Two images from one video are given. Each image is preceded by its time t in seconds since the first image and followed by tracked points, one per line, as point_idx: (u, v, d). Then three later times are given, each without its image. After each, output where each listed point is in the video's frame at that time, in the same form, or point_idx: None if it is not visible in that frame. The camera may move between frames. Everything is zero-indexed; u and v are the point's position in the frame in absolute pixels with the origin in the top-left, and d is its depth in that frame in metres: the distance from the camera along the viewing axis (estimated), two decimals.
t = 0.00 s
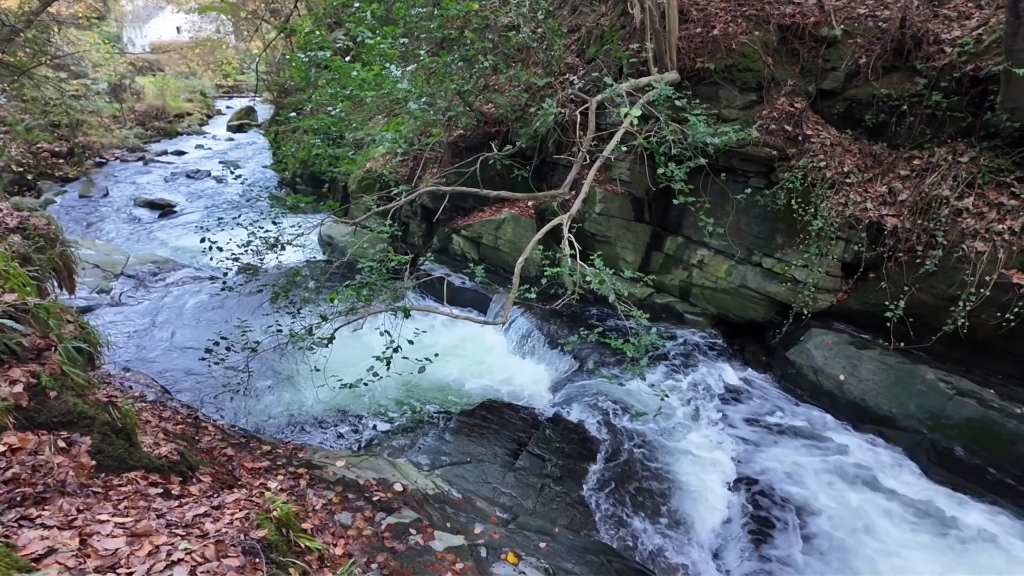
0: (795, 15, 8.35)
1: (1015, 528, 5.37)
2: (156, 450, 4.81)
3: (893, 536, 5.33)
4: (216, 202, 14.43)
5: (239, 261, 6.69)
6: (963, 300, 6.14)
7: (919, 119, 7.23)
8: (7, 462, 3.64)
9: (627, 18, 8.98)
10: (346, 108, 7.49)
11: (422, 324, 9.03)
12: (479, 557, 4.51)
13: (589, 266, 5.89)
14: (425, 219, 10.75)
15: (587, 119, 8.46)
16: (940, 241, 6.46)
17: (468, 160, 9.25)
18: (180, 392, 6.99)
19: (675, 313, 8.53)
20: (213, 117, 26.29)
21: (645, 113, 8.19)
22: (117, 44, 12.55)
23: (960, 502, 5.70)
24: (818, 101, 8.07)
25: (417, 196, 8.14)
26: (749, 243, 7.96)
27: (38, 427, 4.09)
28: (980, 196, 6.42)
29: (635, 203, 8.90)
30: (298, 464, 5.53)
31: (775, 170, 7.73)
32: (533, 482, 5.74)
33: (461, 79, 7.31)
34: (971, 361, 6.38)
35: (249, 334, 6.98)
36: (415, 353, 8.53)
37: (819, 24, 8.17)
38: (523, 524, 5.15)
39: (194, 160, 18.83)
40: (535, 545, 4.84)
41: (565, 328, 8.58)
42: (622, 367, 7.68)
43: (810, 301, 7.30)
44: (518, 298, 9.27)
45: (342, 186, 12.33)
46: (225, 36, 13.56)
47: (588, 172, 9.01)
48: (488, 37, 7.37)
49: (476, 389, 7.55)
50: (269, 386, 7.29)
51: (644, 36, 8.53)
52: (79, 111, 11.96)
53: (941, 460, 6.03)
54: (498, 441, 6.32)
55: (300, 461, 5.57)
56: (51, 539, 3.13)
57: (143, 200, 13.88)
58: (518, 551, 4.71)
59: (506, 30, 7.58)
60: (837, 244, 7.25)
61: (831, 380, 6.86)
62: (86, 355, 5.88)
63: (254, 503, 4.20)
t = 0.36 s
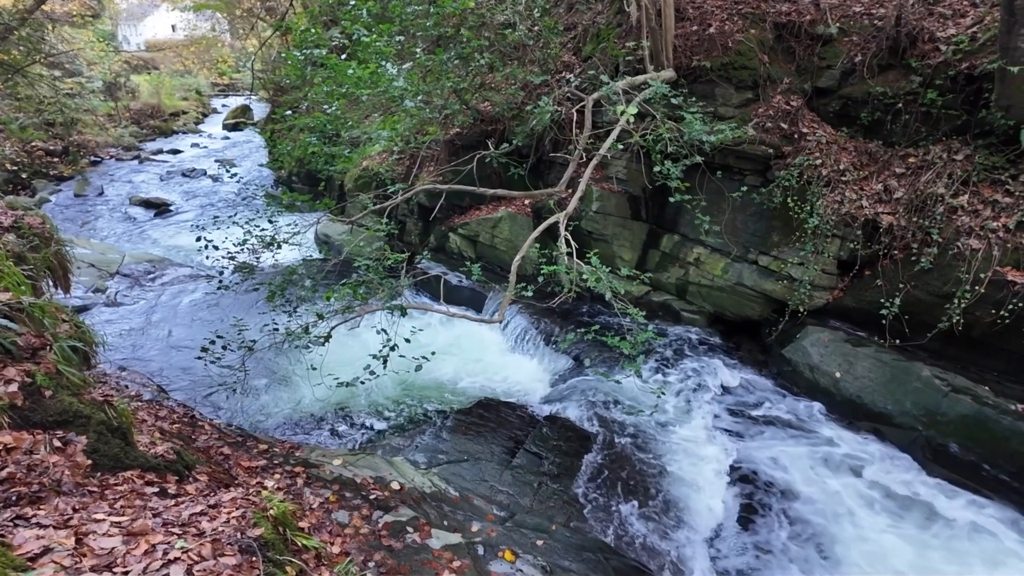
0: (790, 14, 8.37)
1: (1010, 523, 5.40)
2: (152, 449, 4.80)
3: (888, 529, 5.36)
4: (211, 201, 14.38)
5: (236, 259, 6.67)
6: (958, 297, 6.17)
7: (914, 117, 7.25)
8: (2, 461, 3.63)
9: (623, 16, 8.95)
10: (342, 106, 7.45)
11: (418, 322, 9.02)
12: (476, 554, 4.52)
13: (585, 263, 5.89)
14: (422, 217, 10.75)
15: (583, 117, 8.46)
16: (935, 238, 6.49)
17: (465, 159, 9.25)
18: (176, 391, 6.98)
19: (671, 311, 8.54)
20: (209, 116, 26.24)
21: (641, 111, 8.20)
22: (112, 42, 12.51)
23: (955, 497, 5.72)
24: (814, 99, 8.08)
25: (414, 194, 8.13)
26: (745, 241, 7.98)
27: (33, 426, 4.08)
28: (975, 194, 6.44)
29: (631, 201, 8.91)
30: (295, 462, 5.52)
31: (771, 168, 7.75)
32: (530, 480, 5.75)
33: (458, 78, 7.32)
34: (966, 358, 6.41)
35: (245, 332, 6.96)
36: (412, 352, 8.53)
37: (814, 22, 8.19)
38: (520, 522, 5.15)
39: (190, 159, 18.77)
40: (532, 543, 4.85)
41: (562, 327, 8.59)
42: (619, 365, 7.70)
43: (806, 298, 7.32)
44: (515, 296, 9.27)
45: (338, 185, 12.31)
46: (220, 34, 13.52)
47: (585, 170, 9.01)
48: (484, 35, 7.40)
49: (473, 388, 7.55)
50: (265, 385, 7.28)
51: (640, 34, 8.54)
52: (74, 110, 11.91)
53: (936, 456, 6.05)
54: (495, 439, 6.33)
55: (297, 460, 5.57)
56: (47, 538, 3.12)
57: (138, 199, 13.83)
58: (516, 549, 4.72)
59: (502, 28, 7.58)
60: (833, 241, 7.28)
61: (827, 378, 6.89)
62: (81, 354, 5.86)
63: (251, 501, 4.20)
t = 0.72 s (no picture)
0: (786, 12, 8.39)
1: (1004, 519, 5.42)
2: (148, 449, 4.78)
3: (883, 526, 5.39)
4: (207, 200, 14.34)
5: (231, 258, 6.65)
6: (953, 294, 6.20)
7: (909, 114, 7.26)
8: None
9: (619, 14, 9.00)
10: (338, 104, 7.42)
11: (415, 321, 9.00)
12: (474, 553, 4.52)
13: (582, 262, 5.89)
14: (419, 216, 10.75)
15: (580, 115, 8.46)
16: (929, 236, 6.51)
17: (461, 157, 9.24)
18: (172, 390, 6.96)
19: (667, 309, 8.54)
20: (205, 114, 26.19)
21: (638, 109, 8.21)
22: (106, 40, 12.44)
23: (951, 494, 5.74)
24: (809, 97, 8.08)
25: (410, 192, 8.12)
26: (741, 239, 8.00)
27: (28, 426, 4.07)
28: (969, 191, 6.47)
29: (628, 199, 8.93)
30: (291, 461, 5.52)
31: (767, 166, 7.76)
32: (527, 478, 5.76)
33: (453, 76, 7.28)
34: (961, 355, 6.44)
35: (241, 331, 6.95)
36: (409, 351, 8.52)
37: (810, 20, 8.21)
38: (517, 520, 5.16)
39: (185, 158, 18.71)
40: (529, 541, 4.85)
41: (559, 325, 8.60)
42: (616, 363, 7.71)
43: (802, 296, 7.35)
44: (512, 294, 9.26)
45: (334, 183, 12.30)
46: (216, 32, 13.46)
47: (581, 168, 9.02)
48: (480, 32, 7.39)
49: (470, 386, 7.55)
50: (262, 384, 7.27)
51: (636, 32, 8.54)
52: (68, 108, 11.86)
53: (931, 453, 6.08)
54: (493, 437, 6.33)
55: (293, 459, 5.57)
56: (42, 537, 3.12)
57: (134, 198, 13.78)
58: (513, 546, 4.73)
59: (498, 25, 7.57)
60: (829, 239, 7.29)
61: (823, 375, 6.91)
62: (76, 353, 5.85)
63: (247, 500, 4.20)
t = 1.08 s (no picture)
0: (782, 10, 8.39)
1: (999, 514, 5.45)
2: (144, 448, 4.77)
3: (879, 522, 5.40)
4: (203, 198, 14.30)
5: (226, 257, 6.62)
6: (948, 291, 6.23)
7: (904, 112, 7.29)
8: None
9: (615, 12, 8.99)
10: (334, 102, 7.42)
11: (411, 319, 8.99)
12: (471, 550, 4.52)
13: (578, 260, 5.88)
14: (415, 214, 10.75)
15: (576, 113, 8.45)
16: (925, 233, 6.54)
17: (457, 155, 9.24)
18: (167, 389, 6.93)
19: (664, 307, 8.56)
20: (200, 113, 26.12)
21: (633, 107, 8.21)
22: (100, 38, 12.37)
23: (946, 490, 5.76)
24: (804, 95, 8.11)
25: (406, 191, 8.12)
26: (737, 236, 8.01)
27: (23, 425, 4.06)
28: (964, 189, 6.50)
29: (624, 197, 8.96)
30: (288, 460, 5.51)
31: (763, 163, 7.78)
32: (524, 476, 5.76)
33: (449, 73, 7.24)
34: (956, 352, 6.48)
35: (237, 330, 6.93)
36: (405, 349, 8.52)
37: (805, 18, 8.21)
38: (514, 517, 5.16)
39: (181, 157, 18.64)
40: (526, 538, 4.86)
41: (556, 323, 8.60)
42: (613, 360, 7.72)
43: (798, 294, 7.38)
44: (509, 292, 9.23)
45: (330, 181, 12.28)
46: (211, 30, 13.40)
47: (577, 166, 9.03)
48: (476, 30, 7.37)
49: (466, 385, 7.54)
50: (258, 383, 7.25)
51: (632, 30, 8.54)
52: (62, 107, 11.80)
53: (926, 449, 6.11)
54: (490, 435, 6.33)
55: (290, 458, 5.56)
56: (37, 536, 3.11)
57: (129, 197, 13.72)
58: (510, 544, 4.73)
59: (494, 23, 7.56)
60: (824, 237, 7.32)
61: (818, 372, 6.93)
62: (71, 353, 5.83)
63: (243, 499, 4.20)
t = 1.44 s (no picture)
0: (779, 7, 8.37)
1: (994, 510, 5.47)
2: (141, 446, 4.77)
3: (872, 516, 5.43)
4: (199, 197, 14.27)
5: (223, 255, 6.59)
6: (944, 289, 6.25)
7: (901, 110, 7.30)
8: None
9: (613, 10, 8.93)
10: (330, 100, 7.41)
11: (409, 318, 9.00)
12: (468, 548, 4.52)
13: (575, 258, 5.89)
14: (413, 212, 10.76)
15: (573, 111, 8.45)
16: (921, 231, 6.56)
17: (455, 153, 9.23)
18: (165, 388, 6.92)
19: (661, 305, 8.57)
20: (196, 111, 26.07)
21: (631, 105, 8.21)
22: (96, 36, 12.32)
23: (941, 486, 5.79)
24: (802, 93, 8.11)
25: (403, 189, 8.11)
26: (735, 234, 8.02)
27: (20, 424, 4.05)
28: (960, 186, 6.52)
29: (621, 195, 8.99)
30: (285, 459, 5.51)
31: (760, 161, 7.80)
32: (522, 473, 5.76)
33: (446, 71, 7.24)
34: (952, 349, 6.50)
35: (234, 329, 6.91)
36: (403, 347, 8.52)
37: (803, 16, 8.19)
38: (512, 515, 5.16)
39: (177, 155, 18.60)
40: (524, 536, 4.85)
41: (553, 321, 8.60)
42: (610, 358, 7.72)
43: (795, 291, 7.40)
44: (505, 291, 9.26)
45: (328, 179, 12.26)
46: (207, 28, 13.34)
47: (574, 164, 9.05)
48: (473, 28, 7.36)
49: (464, 383, 7.54)
50: (255, 382, 7.24)
51: (629, 28, 8.53)
52: (58, 106, 11.75)
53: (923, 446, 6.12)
54: (487, 434, 6.33)
55: (287, 456, 5.56)
56: (34, 535, 3.11)
57: (126, 196, 13.68)
58: (508, 542, 4.72)
59: (491, 21, 7.55)
60: (822, 235, 7.33)
61: (815, 369, 6.95)
62: (68, 352, 5.82)
63: (241, 497, 4.20)
